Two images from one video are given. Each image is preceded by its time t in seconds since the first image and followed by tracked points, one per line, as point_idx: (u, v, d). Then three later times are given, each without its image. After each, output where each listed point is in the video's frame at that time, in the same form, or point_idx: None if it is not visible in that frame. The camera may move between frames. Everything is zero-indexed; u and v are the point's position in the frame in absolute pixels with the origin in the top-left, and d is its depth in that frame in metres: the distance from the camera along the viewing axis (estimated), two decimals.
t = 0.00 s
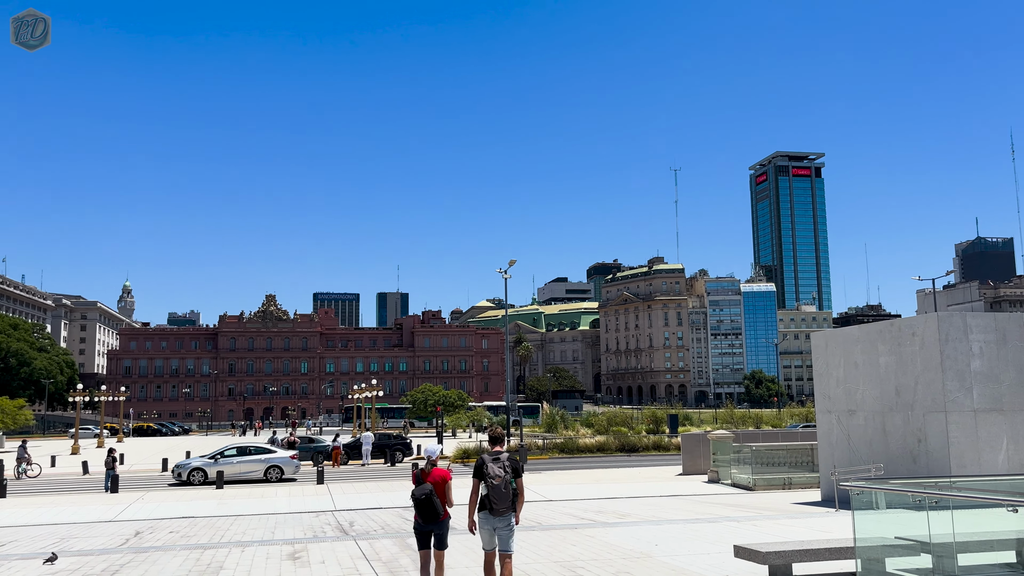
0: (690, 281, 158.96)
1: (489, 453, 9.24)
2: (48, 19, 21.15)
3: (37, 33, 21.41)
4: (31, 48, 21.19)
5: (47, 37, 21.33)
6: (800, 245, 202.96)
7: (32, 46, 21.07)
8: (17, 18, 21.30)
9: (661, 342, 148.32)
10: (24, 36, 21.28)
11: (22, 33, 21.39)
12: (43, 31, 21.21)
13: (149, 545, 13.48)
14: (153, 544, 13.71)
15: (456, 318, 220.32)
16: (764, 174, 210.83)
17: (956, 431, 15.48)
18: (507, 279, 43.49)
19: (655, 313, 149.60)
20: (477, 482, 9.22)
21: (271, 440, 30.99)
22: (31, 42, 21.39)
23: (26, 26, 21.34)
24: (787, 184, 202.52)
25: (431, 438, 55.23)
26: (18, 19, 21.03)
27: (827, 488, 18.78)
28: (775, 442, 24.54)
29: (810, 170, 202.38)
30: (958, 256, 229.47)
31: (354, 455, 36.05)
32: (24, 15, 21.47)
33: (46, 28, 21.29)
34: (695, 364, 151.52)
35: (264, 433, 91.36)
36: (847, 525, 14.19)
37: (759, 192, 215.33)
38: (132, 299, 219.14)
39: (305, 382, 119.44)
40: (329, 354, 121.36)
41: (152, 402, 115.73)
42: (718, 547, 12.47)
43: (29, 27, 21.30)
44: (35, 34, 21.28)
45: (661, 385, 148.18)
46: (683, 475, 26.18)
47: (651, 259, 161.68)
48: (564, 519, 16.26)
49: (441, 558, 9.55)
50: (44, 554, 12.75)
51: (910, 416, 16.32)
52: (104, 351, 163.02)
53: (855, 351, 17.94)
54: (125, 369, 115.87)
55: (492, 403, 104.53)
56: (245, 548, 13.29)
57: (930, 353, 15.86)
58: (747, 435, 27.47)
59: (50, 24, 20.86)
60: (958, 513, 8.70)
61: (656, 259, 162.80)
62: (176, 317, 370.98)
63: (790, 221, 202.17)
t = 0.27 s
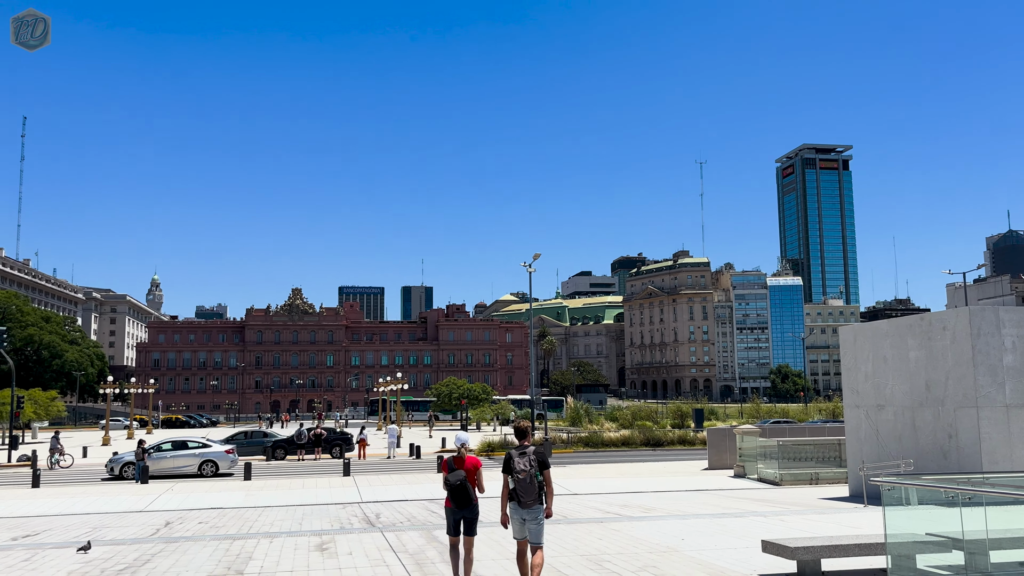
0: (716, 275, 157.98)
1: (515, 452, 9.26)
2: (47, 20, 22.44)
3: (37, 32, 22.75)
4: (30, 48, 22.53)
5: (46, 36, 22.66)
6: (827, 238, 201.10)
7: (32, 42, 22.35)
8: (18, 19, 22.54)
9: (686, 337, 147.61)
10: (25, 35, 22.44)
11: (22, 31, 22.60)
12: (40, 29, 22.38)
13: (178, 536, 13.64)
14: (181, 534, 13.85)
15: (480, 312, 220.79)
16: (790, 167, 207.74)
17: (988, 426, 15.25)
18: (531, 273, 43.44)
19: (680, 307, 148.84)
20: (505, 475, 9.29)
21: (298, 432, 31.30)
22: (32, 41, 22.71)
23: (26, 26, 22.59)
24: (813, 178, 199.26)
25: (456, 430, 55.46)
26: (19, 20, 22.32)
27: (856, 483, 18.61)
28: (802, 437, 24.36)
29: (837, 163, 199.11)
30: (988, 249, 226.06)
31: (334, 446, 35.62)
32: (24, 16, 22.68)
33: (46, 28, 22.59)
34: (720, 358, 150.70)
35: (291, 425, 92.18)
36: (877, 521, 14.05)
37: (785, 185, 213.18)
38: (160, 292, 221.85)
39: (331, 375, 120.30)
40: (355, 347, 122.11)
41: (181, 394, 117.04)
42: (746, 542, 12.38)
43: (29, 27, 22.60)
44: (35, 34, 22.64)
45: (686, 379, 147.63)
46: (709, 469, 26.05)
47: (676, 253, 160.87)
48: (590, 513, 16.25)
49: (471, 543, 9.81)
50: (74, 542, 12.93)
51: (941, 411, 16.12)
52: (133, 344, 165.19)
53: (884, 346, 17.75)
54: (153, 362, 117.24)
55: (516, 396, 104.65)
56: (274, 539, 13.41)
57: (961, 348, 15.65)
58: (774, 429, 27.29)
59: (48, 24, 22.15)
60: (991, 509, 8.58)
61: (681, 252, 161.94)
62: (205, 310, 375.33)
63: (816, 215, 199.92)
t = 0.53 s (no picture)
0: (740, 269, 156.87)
1: (540, 440, 9.43)
2: (47, 19, 21.74)
3: (37, 32, 22.04)
4: (32, 48, 21.86)
5: (47, 35, 21.89)
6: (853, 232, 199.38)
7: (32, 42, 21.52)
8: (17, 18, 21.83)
9: (710, 331, 146.73)
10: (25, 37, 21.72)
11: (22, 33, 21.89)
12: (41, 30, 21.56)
13: (205, 527, 13.79)
14: (208, 526, 14.00)
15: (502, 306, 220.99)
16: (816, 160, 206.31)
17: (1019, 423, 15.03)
18: (554, 268, 43.31)
19: (703, 301, 148.09)
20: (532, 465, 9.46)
21: (322, 424, 31.51)
22: (31, 41, 21.97)
23: (26, 26, 21.88)
24: (839, 170, 198.09)
25: (481, 425, 55.63)
26: (18, 19, 21.61)
27: (883, 479, 18.45)
28: (827, 433, 24.17)
29: (863, 155, 197.64)
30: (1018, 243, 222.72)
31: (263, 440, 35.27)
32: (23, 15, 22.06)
33: (46, 27, 21.87)
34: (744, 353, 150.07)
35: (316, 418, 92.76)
36: (905, 517, 13.90)
37: (810, 178, 211.37)
38: (186, 287, 224.07)
39: (355, 368, 120.88)
40: (378, 341, 122.62)
41: (206, 387, 118.12)
42: (772, 538, 12.28)
43: (29, 27, 21.92)
44: (35, 34, 21.95)
45: (709, 374, 146.88)
46: (733, 464, 25.94)
47: (700, 247, 160.02)
48: (614, 507, 16.23)
49: (497, 535, 9.94)
50: (104, 533, 13.11)
51: (971, 407, 15.91)
52: (160, 337, 166.99)
53: (912, 340, 17.56)
54: (179, 355, 118.40)
55: (539, 391, 104.78)
56: (300, 531, 13.52)
57: (992, 343, 15.43)
58: (799, 425, 27.11)
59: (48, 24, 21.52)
60: None
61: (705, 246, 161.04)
62: (230, 304, 378.54)
63: (842, 208, 198.32)
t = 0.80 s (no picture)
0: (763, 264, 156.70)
1: (572, 435, 9.59)
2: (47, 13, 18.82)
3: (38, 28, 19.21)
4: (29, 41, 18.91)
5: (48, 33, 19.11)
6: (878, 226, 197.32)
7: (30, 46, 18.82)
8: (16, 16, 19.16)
9: (732, 326, 145.91)
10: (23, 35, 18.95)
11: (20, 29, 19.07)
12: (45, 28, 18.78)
13: (230, 520, 13.89)
14: (233, 518, 14.09)
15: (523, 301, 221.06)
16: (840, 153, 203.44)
17: None
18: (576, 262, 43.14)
19: (726, 296, 147.25)
20: (561, 460, 9.62)
21: (345, 419, 31.67)
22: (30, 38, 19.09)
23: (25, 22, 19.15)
24: (864, 165, 194.87)
25: (503, 419, 55.67)
26: (15, 15, 18.75)
27: (908, 475, 18.30)
28: (852, 429, 23.98)
29: (888, 149, 194.70)
30: None
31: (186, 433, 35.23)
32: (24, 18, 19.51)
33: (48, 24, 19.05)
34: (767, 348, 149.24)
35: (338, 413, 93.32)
36: (931, 514, 13.76)
37: (834, 172, 209.02)
38: (209, 282, 225.85)
39: (376, 363, 121.38)
40: (399, 336, 123.05)
41: (230, 381, 119.15)
42: (797, 534, 12.20)
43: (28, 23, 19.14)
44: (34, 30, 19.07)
45: (731, 369, 146.09)
46: (756, 460, 25.79)
47: (722, 241, 159.08)
48: (636, 502, 16.18)
49: (516, 526, 10.06)
50: (130, 525, 13.23)
51: (998, 403, 15.72)
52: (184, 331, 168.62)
53: (938, 336, 17.37)
54: (203, 349, 119.50)
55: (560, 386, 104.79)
56: (324, 524, 13.59)
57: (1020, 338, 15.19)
58: (824, 420, 26.93)
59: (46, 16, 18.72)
60: None
61: (728, 241, 160.08)
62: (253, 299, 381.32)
63: (867, 202, 196.07)
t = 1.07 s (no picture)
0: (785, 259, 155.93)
1: (599, 425, 9.88)
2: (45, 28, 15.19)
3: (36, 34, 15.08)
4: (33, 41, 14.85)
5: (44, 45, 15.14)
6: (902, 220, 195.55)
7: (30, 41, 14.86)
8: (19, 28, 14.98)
9: (754, 322, 145.13)
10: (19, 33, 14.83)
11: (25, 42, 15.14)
12: (48, 31, 14.97)
13: (254, 513, 13.99)
14: (257, 512, 14.20)
15: (543, 296, 220.91)
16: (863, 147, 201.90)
17: None
18: (596, 258, 43.04)
19: (747, 291, 146.49)
20: (587, 450, 9.91)
21: (367, 412, 31.82)
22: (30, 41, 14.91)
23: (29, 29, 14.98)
24: (887, 157, 193.53)
25: (524, 415, 55.73)
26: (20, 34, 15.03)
27: (933, 471, 18.13)
28: (876, 425, 23.79)
29: (913, 142, 192.66)
30: None
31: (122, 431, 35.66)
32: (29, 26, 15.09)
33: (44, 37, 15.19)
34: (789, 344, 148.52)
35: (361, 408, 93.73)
36: (957, 512, 13.61)
37: (857, 166, 206.98)
38: (232, 277, 227.62)
39: (397, 358, 121.80)
40: (420, 331, 123.47)
41: (252, 376, 120.02)
42: (821, 531, 12.10)
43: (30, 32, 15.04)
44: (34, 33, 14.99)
45: (753, 365, 145.26)
46: (778, 456, 25.64)
47: (744, 236, 158.26)
48: (659, 498, 16.11)
49: (536, 518, 10.21)
50: (156, 518, 13.38)
51: None
52: (207, 327, 169.97)
53: (965, 332, 17.16)
54: (226, 344, 120.41)
55: (580, 381, 104.78)
56: (347, 518, 13.65)
57: None
58: (847, 417, 26.73)
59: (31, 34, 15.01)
60: None
61: (750, 236, 159.15)
62: (275, 294, 383.89)
63: (890, 196, 194.44)
